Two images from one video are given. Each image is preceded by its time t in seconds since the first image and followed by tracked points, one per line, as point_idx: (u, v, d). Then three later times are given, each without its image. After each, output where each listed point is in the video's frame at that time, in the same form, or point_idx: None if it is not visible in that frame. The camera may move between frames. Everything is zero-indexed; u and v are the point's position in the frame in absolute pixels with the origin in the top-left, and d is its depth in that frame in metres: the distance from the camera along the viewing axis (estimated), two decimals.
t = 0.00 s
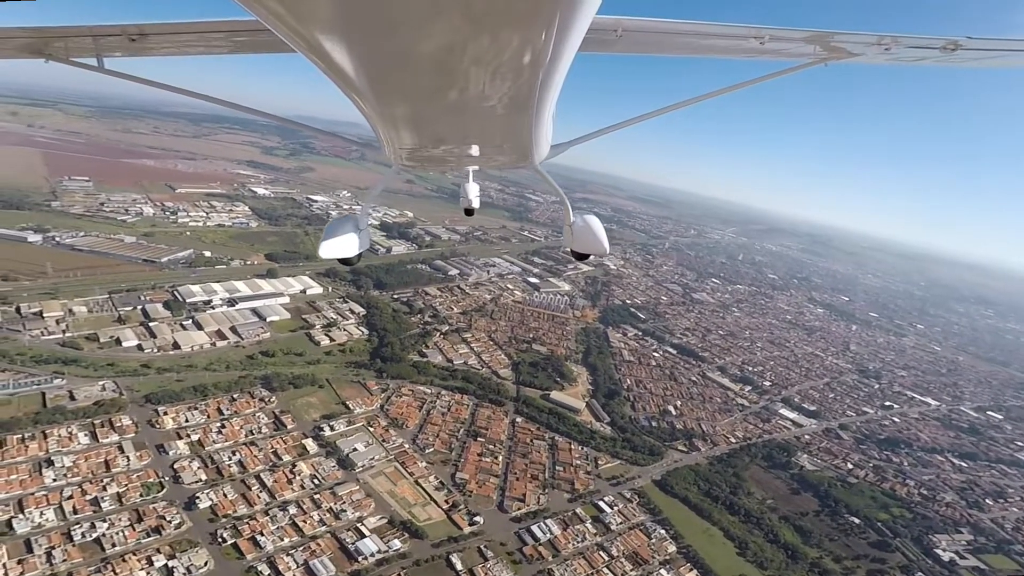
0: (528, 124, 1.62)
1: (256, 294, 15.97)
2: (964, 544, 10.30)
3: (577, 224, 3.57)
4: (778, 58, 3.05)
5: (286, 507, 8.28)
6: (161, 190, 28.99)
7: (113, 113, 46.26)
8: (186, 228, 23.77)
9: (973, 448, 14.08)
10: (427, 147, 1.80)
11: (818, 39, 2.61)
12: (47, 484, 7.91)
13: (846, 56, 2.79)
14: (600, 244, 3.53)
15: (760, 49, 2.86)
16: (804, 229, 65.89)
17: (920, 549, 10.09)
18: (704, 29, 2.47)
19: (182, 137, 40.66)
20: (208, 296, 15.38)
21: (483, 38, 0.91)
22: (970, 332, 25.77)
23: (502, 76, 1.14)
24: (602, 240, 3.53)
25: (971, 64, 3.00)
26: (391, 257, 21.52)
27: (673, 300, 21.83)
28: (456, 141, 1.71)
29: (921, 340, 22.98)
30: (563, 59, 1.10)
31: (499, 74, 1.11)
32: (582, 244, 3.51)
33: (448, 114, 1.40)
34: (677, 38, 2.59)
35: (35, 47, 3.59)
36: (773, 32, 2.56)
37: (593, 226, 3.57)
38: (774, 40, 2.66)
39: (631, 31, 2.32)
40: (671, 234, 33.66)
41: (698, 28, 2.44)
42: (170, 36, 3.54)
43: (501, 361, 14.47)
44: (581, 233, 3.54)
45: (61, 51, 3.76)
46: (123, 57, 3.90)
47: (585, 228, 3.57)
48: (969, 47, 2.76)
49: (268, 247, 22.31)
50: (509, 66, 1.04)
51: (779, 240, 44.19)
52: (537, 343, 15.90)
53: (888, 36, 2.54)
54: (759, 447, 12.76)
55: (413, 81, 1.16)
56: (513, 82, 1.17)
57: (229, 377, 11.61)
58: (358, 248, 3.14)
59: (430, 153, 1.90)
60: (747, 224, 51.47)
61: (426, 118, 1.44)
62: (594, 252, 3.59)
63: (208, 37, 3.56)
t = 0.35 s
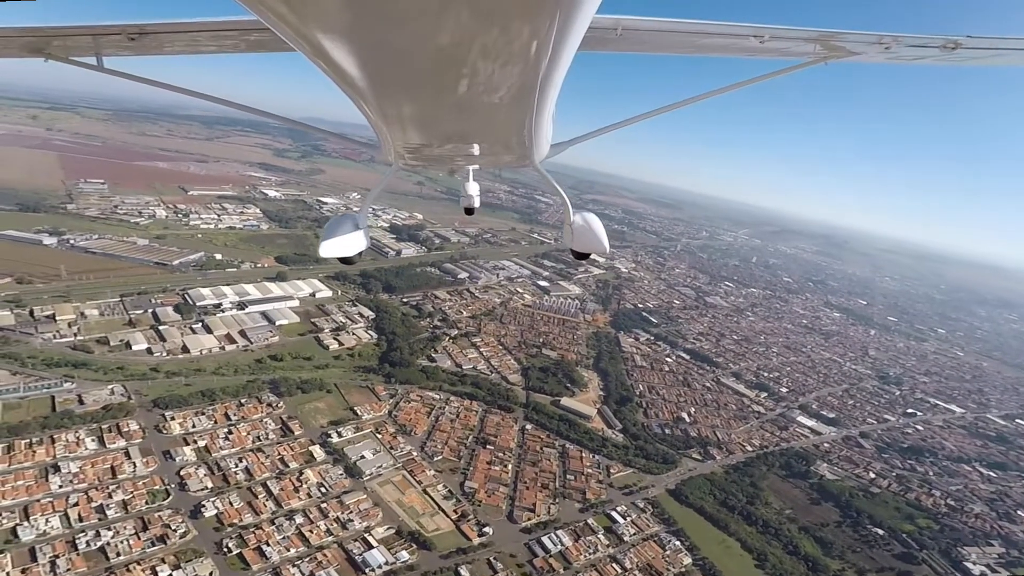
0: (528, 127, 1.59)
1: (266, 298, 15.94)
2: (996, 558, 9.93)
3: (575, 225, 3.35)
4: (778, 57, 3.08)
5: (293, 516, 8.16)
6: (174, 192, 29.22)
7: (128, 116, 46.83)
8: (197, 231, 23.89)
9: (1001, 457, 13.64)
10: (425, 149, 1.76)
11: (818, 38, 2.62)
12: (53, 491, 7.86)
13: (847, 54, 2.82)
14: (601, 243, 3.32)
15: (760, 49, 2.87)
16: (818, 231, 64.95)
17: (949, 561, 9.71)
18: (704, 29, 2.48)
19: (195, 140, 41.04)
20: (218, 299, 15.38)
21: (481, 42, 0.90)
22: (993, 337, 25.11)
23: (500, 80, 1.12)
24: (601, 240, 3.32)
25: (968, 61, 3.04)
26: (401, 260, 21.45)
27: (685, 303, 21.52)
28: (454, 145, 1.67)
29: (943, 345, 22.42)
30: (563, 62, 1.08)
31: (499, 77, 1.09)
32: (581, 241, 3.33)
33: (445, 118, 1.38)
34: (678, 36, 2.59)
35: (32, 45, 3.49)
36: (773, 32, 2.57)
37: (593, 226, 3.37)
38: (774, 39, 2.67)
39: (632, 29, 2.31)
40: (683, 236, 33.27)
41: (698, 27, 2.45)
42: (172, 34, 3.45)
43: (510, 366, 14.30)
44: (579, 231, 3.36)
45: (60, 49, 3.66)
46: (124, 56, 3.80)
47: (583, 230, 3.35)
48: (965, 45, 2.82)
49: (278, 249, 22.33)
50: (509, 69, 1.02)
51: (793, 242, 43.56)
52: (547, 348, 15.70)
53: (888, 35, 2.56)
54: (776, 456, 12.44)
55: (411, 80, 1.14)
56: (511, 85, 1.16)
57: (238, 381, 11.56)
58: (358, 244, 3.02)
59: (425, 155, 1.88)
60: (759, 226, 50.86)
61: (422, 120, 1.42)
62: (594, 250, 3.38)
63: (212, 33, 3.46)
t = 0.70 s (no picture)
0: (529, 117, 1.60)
1: (275, 302, 15.90)
2: None
3: (575, 224, 3.25)
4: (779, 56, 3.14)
5: (299, 526, 8.04)
6: (186, 196, 29.43)
7: (143, 120, 47.40)
8: (208, 234, 24.00)
9: None
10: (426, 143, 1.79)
11: (818, 38, 2.69)
12: (60, 499, 7.82)
13: (846, 53, 2.87)
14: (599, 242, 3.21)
15: (760, 47, 2.94)
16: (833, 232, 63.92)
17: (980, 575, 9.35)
18: (704, 27, 2.56)
19: (207, 143, 41.39)
20: (228, 304, 15.37)
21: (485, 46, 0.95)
22: (1018, 341, 24.43)
23: (503, 76, 1.18)
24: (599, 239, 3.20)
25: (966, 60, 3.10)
26: (410, 264, 21.35)
27: (698, 307, 21.19)
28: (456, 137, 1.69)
29: (966, 349, 21.83)
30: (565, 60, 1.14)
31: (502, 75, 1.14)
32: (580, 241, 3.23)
33: (451, 112, 1.44)
34: (677, 36, 2.69)
35: (30, 45, 3.42)
36: (772, 32, 2.65)
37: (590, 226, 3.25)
38: (774, 38, 2.74)
39: (631, 29, 2.43)
40: (694, 239, 32.92)
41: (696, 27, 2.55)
42: (174, 29, 3.36)
43: (520, 371, 14.12)
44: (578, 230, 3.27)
45: (60, 49, 3.56)
46: (125, 55, 3.70)
47: (583, 228, 3.24)
48: (967, 46, 2.86)
49: (288, 253, 22.37)
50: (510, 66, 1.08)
51: (807, 243, 42.89)
52: (557, 353, 15.50)
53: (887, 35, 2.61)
54: (795, 464, 12.12)
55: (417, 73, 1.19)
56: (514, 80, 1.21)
57: (246, 387, 11.51)
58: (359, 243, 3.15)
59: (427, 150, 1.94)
60: (773, 227, 50.20)
61: (427, 111, 1.47)
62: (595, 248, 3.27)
63: (218, 28, 3.36)
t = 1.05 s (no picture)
0: (531, 109, 1.72)
1: (285, 307, 15.87)
2: None
3: (576, 224, 3.47)
4: (784, 56, 3.43)
5: (307, 537, 7.91)
6: (197, 200, 29.57)
7: (156, 124, 47.86)
8: (218, 238, 24.07)
9: None
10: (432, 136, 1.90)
11: (822, 38, 2.94)
12: (66, 508, 7.76)
13: (845, 52, 3.16)
14: (599, 242, 3.46)
15: (760, 46, 3.20)
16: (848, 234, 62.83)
17: None
18: (699, 26, 2.80)
19: (218, 147, 41.67)
20: (237, 309, 15.36)
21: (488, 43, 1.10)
22: None
23: (502, 73, 1.33)
24: (600, 239, 3.46)
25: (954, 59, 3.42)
26: (419, 268, 21.25)
27: (711, 311, 20.85)
28: (461, 131, 1.80)
29: (992, 353, 21.21)
30: (555, 58, 1.30)
31: (500, 72, 1.29)
32: (582, 240, 3.47)
33: (452, 110, 1.59)
34: (675, 36, 2.93)
35: (30, 45, 3.35)
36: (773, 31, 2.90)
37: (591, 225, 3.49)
38: (774, 36, 3.00)
39: (631, 28, 2.65)
40: (706, 241, 32.51)
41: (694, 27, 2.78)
42: (176, 30, 3.28)
43: (530, 378, 13.93)
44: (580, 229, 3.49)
45: (60, 49, 3.50)
46: (127, 54, 3.64)
47: (583, 229, 3.47)
48: (967, 45, 3.13)
49: (298, 257, 22.37)
50: (508, 65, 1.23)
51: (822, 245, 42.18)
52: (569, 359, 15.30)
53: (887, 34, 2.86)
54: (815, 474, 11.80)
55: (421, 77, 1.33)
56: (512, 78, 1.36)
57: (255, 394, 11.46)
58: (362, 243, 3.43)
59: (430, 145, 2.09)
60: (786, 229, 49.48)
61: (431, 112, 1.62)
62: (595, 248, 3.52)
63: (220, 28, 3.27)
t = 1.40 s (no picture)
0: (534, 108, 1.63)
1: (294, 311, 15.82)
2: None
3: (577, 224, 3.35)
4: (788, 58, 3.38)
5: (313, 548, 7.77)
6: (209, 203, 29.75)
7: (169, 128, 48.35)
8: (229, 242, 24.14)
9: None
10: (432, 137, 1.81)
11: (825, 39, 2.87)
12: (72, 517, 7.69)
13: (847, 53, 3.11)
14: (600, 242, 3.38)
15: (761, 46, 3.12)
16: (864, 235, 61.84)
17: None
18: (703, 27, 2.66)
19: (230, 150, 41.98)
20: (246, 314, 15.33)
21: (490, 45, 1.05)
22: None
23: (500, 76, 1.28)
24: (601, 240, 3.37)
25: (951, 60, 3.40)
26: (428, 272, 21.14)
27: (724, 315, 20.50)
28: (461, 130, 1.72)
29: (1017, 358, 20.60)
30: (555, 57, 1.24)
31: (498, 75, 1.24)
32: (582, 242, 3.38)
33: (447, 113, 1.54)
34: (677, 36, 2.79)
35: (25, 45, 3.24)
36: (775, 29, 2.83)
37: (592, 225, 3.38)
38: (776, 37, 2.93)
39: (632, 29, 2.50)
40: (718, 243, 32.11)
41: (697, 27, 2.66)
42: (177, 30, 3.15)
43: (540, 384, 13.73)
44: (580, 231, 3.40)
45: (62, 49, 3.38)
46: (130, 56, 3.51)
47: (585, 228, 3.33)
48: (970, 45, 3.11)
49: (308, 260, 22.36)
50: (508, 63, 1.17)
51: (837, 247, 41.50)
52: (579, 364, 15.07)
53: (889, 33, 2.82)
54: (835, 484, 11.47)
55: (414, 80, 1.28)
56: (510, 82, 1.31)
57: (263, 400, 11.38)
58: (364, 245, 3.38)
59: (429, 149, 2.03)
60: (799, 231, 48.82)
61: (427, 117, 1.58)
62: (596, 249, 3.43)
63: (222, 29, 3.13)
